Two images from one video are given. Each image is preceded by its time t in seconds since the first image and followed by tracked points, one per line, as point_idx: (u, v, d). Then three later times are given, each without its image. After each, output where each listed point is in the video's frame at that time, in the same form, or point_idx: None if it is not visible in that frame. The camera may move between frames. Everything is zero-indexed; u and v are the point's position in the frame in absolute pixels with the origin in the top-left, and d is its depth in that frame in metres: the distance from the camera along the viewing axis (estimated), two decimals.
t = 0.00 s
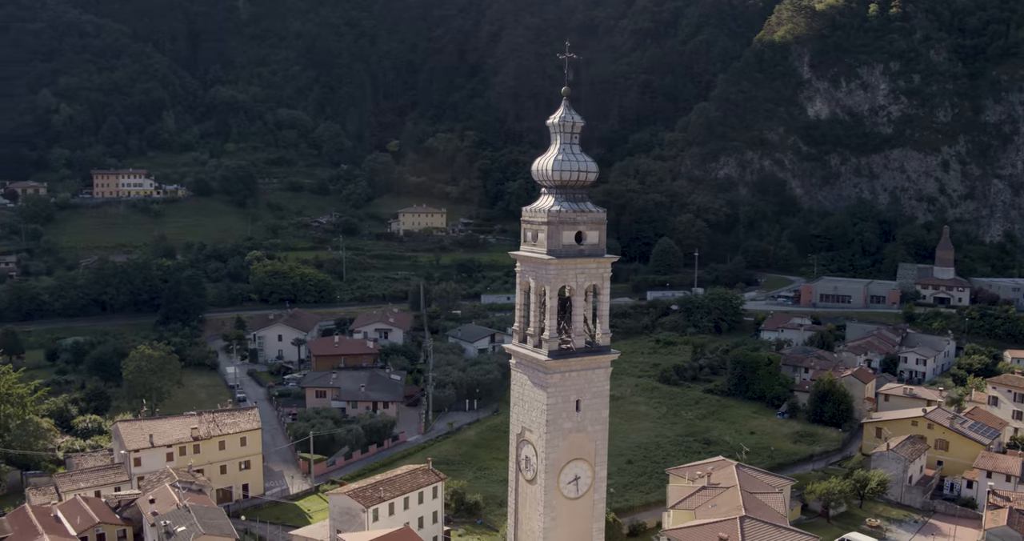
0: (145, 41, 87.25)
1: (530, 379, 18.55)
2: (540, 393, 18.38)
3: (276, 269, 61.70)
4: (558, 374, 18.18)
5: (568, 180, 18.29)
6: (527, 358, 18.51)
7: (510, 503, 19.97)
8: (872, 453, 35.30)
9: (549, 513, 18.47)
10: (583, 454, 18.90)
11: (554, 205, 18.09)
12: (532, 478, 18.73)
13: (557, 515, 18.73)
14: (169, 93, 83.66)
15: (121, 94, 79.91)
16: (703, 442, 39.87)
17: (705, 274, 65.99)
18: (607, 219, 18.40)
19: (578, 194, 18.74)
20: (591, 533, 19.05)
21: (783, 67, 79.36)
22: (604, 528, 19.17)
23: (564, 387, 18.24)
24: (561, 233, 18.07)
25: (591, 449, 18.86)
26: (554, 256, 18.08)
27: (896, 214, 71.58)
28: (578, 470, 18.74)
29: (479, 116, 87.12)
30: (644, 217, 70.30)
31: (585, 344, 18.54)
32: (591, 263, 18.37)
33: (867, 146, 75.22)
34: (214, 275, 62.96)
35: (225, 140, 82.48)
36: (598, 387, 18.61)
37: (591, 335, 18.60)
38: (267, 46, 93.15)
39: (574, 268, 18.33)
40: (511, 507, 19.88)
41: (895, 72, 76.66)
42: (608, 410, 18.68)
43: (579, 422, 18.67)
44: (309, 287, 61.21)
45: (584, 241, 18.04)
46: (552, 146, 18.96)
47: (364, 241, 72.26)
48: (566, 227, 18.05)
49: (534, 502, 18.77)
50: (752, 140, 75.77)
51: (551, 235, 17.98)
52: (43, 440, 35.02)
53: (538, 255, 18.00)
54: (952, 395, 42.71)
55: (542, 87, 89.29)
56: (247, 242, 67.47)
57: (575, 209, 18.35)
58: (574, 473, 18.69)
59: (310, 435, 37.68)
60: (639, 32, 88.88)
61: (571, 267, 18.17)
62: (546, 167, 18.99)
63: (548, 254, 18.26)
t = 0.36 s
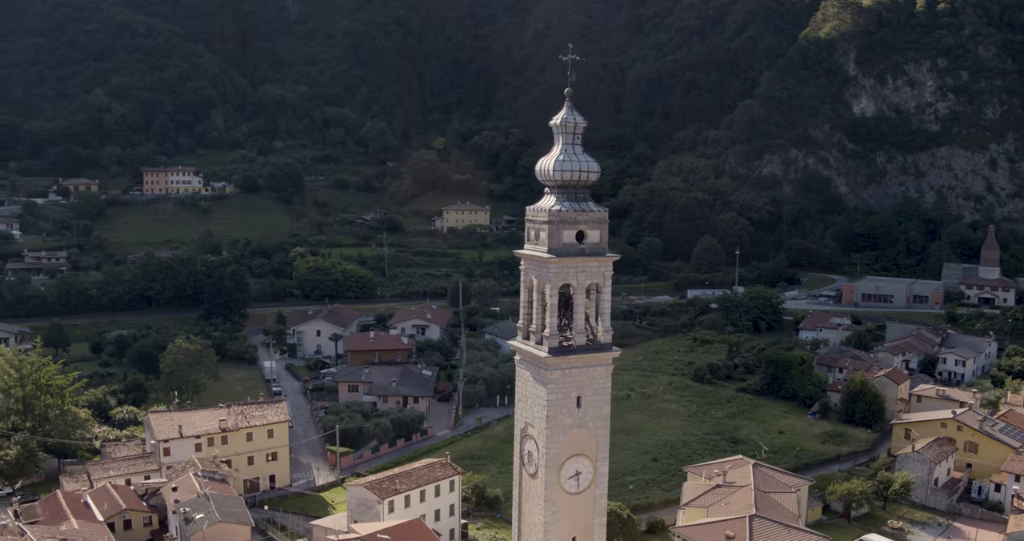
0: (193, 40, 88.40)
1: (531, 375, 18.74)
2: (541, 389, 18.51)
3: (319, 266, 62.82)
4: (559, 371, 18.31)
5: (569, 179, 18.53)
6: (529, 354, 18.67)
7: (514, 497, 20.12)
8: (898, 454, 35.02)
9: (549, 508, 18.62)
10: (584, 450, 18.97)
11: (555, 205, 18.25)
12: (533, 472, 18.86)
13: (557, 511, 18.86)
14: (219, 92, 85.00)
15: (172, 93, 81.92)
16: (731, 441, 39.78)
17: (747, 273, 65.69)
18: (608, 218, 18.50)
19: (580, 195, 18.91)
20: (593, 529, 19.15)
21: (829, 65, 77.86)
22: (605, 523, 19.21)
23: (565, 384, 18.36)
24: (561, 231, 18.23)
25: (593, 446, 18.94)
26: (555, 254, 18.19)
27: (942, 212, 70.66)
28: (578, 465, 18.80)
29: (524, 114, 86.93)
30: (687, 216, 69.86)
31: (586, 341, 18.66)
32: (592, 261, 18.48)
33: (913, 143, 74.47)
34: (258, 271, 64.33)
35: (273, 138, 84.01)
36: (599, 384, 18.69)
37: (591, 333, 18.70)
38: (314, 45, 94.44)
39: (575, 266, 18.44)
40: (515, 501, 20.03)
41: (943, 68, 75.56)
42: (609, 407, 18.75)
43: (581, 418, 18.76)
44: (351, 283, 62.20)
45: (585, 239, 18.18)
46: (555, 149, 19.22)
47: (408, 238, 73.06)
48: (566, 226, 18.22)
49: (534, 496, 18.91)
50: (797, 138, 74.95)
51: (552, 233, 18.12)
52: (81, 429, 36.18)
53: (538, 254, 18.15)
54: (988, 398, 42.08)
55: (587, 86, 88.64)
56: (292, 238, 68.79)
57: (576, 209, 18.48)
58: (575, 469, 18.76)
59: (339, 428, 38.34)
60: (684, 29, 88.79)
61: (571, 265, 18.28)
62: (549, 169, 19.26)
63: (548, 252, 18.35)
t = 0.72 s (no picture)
0: (243, 39, 91.34)
1: (533, 369, 19.04)
2: (543, 383, 18.82)
3: (360, 262, 63.76)
4: (559, 365, 18.59)
5: (571, 178, 18.85)
6: (531, 349, 18.97)
7: (519, 489, 20.43)
8: (923, 455, 34.77)
9: (550, 500, 18.93)
10: (586, 444, 19.22)
11: (556, 202, 18.58)
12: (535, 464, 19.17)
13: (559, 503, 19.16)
14: (266, 90, 86.57)
15: (220, 91, 83.87)
16: (757, 438, 39.76)
17: (788, 270, 65.08)
18: (609, 216, 18.75)
19: (583, 194, 19.20)
20: (595, 522, 19.41)
21: (873, 62, 77.65)
22: (607, 517, 19.43)
23: (566, 378, 18.64)
24: (562, 229, 18.53)
25: (595, 439, 19.19)
26: (555, 250, 18.48)
27: (987, 211, 68.96)
28: (580, 459, 19.05)
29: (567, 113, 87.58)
30: (728, 214, 69.58)
31: (586, 337, 18.90)
32: (593, 258, 18.80)
33: (959, 141, 72.57)
34: (301, 267, 65.42)
35: (319, 135, 85.39)
36: (600, 379, 18.91)
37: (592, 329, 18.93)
38: (362, 43, 95.47)
39: (576, 263, 18.74)
40: (520, 492, 20.34)
41: (991, 64, 73.26)
42: (610, 401, 18.99)
43: (583, 413, 19.01)
44: (391, 279, 63.06)
45: (585, 237, 18.47)
46: (559, 147, 19.51)
47: (451, 235, 73.67)
48: (567, 224, 18.50)
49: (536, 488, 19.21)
50: (840, 135, 74.60)
51: (552, 231, 18.47)
52: (117, 419, 37.40)
53: (538, 252, 18.48)
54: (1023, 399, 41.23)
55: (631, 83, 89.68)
56: (335, 235, 69.86)
57: (577, 207, 18.77)
58: (576, 462, 19.02)
59: (367, 420, 39.00)
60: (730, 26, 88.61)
61: (572, 262, 18.57)
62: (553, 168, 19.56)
63: (549, 250, 18.64)
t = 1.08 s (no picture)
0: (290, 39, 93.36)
1: (535, 364, 19.29)
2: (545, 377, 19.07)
3: (399, 258, 64.21)
4: (561, 360, 18.82)
5: (573, 177, 19.11)
6: (534, 345, 19.23)
7: (525, 482, 20.69)
8: (947, 456, 34.53)
9: (551, 493, 19.17)
10: (588, 437, 19.42)
11: (559, 200, 18.79)
12: (537, 457, 19.42)
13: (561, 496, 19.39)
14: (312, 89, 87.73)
15: (267, 90, 85.71)
16: (784, 437, 39.64)
17: (828, 269, 64.53)
18: (611, 214, 18.97)
19: (585, 191, 19.43)
20: (597, 516, 19.61)
21: (917, 58, 76.42)
22: (609, 510, 19.63)
23: (568, 373, 18.87)
24: (563, 227, 18.71)
25: (596, 433, 19.39)
26: (556, 246, 18.71)
27: None
28: (582, 453, 19.29)
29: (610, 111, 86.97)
30: (768, 212, 69.31)
31: (588, 333, 19.08)
32: (594, 256, 18.98)
33: (1005, 139, 72.48)
34: (342, 263, 66.32)
35: (363, 132, 86.57)
36: (602, 374, 19.11)
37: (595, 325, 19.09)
38: (407, 42, 97.25)
39: (577, 260, 18.93)
40: (525, 485, 20.61)
41: None
42: (612, 397, 19.16)
43: (585, 407, 19.23)
44: (430, 276, 63.81)
45: (586, 234, 18.70)
46: (561, 145, 19.74)
47: (493, 233, 74.17)
48: (569, 222, 18.70)
49: (539, 480, 19.47)
50: (883, 134, 73.29)
51: (555, 228, 18.67)
52: (151, 410, 38.53)
53: (540, 249, 18.73)
54: None
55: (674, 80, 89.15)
56: (378, 231, 70.77)
57: (580, 204, 18.96)
58: (578, 456, 19.25)
59: (395, 414, 39.59)
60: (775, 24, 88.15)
61: (573, 260, 18.78)
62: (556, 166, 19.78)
63: (551, 247, 18.87)
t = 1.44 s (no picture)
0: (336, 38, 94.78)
1: (537, 361, 19.67)
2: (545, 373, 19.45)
3: (436, 255, 65.10)
4: (561, 357, 19.16)
5: (574, 176, 19.52)
6: (536, 342, 19.58)
7: (529, 477, 21.12)
8: (970, 459, 34.21)
9: (551, 487, 19.49)
10: (588, 433, 19.77)
11: (559, 199, 19.18)
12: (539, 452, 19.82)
13: (561, 490, 19.69)
14: (355, 89, 89.18)
15: (310, 88, 87.35)
16: (809, 437, 39.58)
17: (868, 270, 63.99)
18: (611, 213, 19.29)
19: (587, 191, 19.76)
20: (597, 511, 19.85)
21: (960, 56, 75.49)
22: (609, 505, 19.95)
23: (567, 369, 19.24)
24: (564, 226, 19.09)
25: (596, 429, 19.67)
26: (555, 243, 19.06)
27: None
28: (582, 448, 19.63)
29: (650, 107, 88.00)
30: (808, 212, 68.78)
31: (588, 331, 19.37)
32: (594, 253, 19.32)
33: None
34: (381, 261, 67.11)
35: (406, 131, 87.54)
36: (602, 372, 19.43)
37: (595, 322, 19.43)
38: (450, 41, 98.09)
39: (577, 258, 19.24)
40: (529, 479, 21.02)
41: None
42: (611, 393, 19.41)
43: (585, 403, 19.57)
44: (466, 273, 64.45)
45: (586, 233, 18.99)
46: (563, 146, 20.14)
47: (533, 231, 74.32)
48: (569, 221, 19.01)
49: (540, 475, 19.87)
50: (925, 132, 72.37)
51: (555, 226, 19.02)
52: (183, 403, 39.66)
53: (541, 247, 19.09)
54: None
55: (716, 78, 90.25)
56: (419, 230, 71.60)
57: (581, 203, 19.27)
58: (578, 451, 19.61)
59: (421, 410, 40.15)
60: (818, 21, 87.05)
61: (573, 257, 19.12)
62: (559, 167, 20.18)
63: (552, 245, 19.23)
